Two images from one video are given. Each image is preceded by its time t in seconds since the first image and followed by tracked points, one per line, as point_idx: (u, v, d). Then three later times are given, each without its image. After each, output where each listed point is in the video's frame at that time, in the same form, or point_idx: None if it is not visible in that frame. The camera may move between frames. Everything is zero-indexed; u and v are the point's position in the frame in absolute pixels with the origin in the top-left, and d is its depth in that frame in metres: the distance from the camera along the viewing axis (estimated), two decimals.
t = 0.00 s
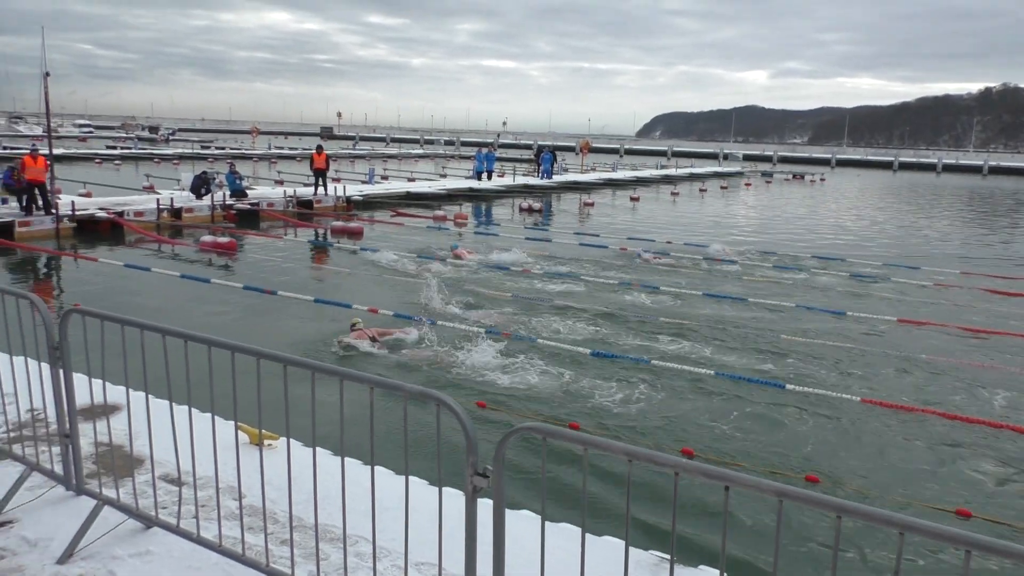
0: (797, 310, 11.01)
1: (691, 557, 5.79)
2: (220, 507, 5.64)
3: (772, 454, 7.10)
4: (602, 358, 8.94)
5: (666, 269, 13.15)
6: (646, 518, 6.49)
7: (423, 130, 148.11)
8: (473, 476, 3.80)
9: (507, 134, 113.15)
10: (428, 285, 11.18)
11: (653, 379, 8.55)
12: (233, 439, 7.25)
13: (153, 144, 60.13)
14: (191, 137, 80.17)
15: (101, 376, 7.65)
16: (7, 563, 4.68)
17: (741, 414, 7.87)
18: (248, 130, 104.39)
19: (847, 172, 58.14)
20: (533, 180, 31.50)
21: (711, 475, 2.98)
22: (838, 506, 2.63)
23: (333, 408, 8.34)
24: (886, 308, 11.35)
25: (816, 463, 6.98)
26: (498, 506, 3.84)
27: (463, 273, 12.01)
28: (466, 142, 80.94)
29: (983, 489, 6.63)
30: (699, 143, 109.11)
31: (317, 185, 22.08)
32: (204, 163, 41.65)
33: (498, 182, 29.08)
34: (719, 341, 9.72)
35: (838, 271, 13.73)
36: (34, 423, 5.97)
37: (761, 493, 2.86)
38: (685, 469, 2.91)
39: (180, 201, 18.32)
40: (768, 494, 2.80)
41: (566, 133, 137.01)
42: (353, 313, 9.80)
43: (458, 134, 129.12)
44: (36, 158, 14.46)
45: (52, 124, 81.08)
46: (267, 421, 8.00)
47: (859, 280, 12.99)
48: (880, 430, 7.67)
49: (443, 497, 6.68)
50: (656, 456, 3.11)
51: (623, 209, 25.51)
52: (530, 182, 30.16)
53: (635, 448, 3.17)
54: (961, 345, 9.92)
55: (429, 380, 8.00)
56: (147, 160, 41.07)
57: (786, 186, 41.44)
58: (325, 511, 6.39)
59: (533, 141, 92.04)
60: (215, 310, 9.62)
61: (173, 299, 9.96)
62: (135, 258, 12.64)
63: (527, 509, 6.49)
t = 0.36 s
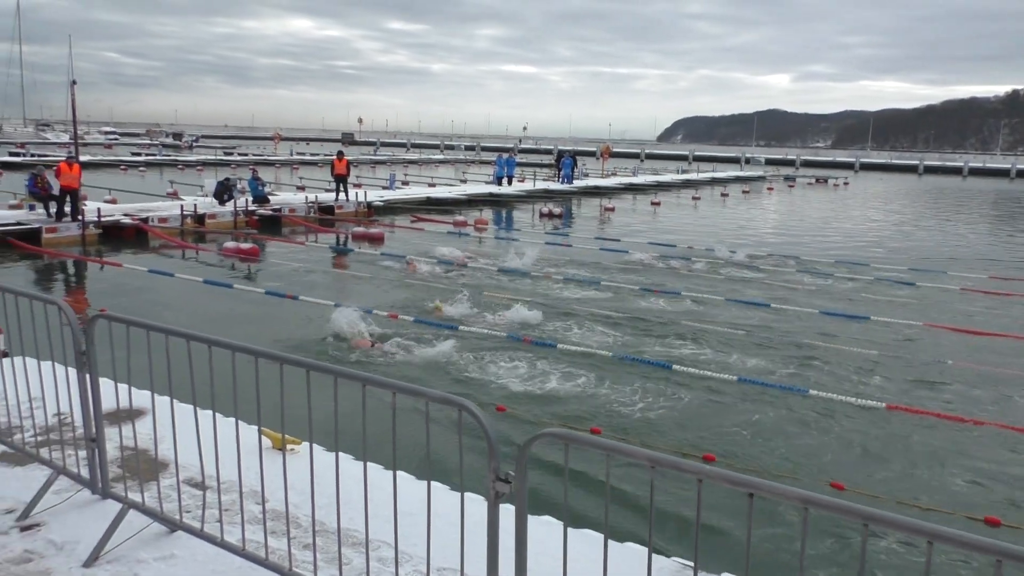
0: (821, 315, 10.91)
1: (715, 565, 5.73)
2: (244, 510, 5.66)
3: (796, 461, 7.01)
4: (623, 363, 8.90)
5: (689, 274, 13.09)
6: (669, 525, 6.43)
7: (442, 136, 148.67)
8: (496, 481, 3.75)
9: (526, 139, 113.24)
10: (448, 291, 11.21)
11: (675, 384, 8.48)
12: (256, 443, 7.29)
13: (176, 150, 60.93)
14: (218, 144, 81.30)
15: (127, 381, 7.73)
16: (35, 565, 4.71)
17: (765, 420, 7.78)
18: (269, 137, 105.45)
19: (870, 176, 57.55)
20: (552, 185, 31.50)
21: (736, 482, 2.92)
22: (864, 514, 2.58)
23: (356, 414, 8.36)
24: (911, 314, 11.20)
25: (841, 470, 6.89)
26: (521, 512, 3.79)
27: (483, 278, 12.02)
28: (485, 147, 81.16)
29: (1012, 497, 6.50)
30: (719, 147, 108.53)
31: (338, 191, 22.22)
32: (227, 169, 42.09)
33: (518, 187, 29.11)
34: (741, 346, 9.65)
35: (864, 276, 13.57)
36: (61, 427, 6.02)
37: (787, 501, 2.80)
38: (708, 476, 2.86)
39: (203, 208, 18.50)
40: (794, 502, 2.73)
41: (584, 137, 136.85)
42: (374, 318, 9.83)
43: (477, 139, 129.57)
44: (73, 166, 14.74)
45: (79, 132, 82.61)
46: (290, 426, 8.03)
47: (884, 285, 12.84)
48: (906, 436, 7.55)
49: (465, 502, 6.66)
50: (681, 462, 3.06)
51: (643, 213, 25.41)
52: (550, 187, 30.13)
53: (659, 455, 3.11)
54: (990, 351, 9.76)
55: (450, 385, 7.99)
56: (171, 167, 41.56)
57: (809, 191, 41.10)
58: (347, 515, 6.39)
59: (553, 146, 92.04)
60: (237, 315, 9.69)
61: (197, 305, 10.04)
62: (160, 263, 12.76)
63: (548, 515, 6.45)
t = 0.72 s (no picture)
0: (840, 320, 10.84)
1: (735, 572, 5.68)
2: (263, 515, 5.67)
3: (817, 467, 6.95)
4: (640, 368, 8.88)
5: (707, 279, 13.04)
6: (689, 532, 6.39)
7: (456, 140, 149.01)
8: (514, 487, 3.69)
9: (545, 144, 113.28)
10: (466, 296, 11.23)
11: (693, 390, 8.43)
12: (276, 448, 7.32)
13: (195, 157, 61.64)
14: (234, 150, 81.86)
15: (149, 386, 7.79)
16: (57, 568, 4.74)
17: (785, 426, 7.72)
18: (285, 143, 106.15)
19: (889, 179, 57.13)
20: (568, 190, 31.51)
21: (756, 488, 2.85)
22: (887, 521, 2.52)
23: (375, 420, 8.39)
24: (932, 318, 11.10)
25: (862, 477, 6.82)
26: (540, 519, 3.74)
27: (500, 283, 12.04)
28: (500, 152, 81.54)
29: None
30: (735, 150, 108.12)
31: (355, 197, 22.34)
32: (244, 175, 42.45)
33: (534, 191, 29.15)
34: (760, 351, 9.59)
35: (884, 280, 13.46)
36: (83, 431, 6.05)
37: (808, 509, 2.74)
38: (727, 482, 2.80)
39: (222, 213, 18.65)
40: (815, 509, 2.67)
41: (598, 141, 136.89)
42: (391, 323, 9.86)
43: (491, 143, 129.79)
44: (95, 173, 14.83)
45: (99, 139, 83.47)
46: (309, 432, 8.07)
47: (905, 290, 12.72)
48: (927, 443, 7.46)
49: (483, 508, 6.65)
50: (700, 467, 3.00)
51: (660, 218, 25.34)
52: (565, 191, 30.12)
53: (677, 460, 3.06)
54: (1011, 357, 9.64)
55: (468, 391, 8.00)
56: (191, 173, 41.96)
57: (828, 195, 40.84)
58: (366, 521, 6.39)
59: (569, 150, 91.98)
60: (256, 321, 9.75)
61: (216, 310, 10.11)
62: (179, 269, 12.89)
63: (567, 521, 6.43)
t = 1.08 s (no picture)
0: (853, 323, 10.79)
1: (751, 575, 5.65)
2: (277, 518, 5.68)
3: (833, 471, 6.89)
4: (654, 371, 8.86)
5: (720, 282, 13.02)
6: (704, 535, 6.35)
7: (467, 144, 149.25)
8: (528, 491, 3.63)
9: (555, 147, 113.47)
10: (478, 299, 11.25)
11: (707, 394, 8.39)
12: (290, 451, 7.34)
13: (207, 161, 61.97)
14: (246, 154, 82.45)
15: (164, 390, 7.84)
16: (74, 571, 4.77)
17: (797, 427, 7.72)
18: (298, 147, 106.61)
19: (903, 181, 56.83)
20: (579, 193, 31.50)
21: (773, 492, 2.79)
22: (907, 526, 2.46)
23: (388, 423, 8.41)
24: (948, 321, 11.03)
25: (879, 480, 6.75)
26: (554, 522, 3.70)
27: (512, 286, 12.05)
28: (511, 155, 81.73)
29: None
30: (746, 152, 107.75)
31: (366, 201, 22.43)
32: (257, 179, 42.72)
33: (546, 195, 29.14)
34: (773, 354, 9.56)
35: (899, 283, 13.39)
36: (99, 435, 6.08)
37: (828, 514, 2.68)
38: (742, 485, 2.76)
39: (235, 218, 18.74)
40: (832, 513, 2.62)
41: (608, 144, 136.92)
42: (405, 326, 9.86)
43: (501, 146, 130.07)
44: (108, 178, 14.94)
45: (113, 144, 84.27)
46: (323, 435, 8.10)
47: (920, 292, 12.64)
48: (946, 447, 7.37)
49: (497, 512, 6.63)
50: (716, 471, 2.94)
51: (672, 221, 25.27)
52: (577, 194, 30.10)
53: (693, 464, 2.99)
54: None
55: (480, 393, 7.99)
56: (204, 177, 42.19)
57: (841, 197, 40.62)
58: (379, 524, 6.37)
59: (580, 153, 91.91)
60: (270, 324, 9.79)
61: (230, 314, 10.16)
62: (193, 273, 12.95)
63: (581, 524, 6.41)
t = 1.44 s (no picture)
0: (865, 323, 10.75)
1: None
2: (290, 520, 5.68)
3: (845, 473, 6.85)
4: (664, 373, 8.84)
5: (731, 283, 12.99)
6: (716, 537, 6.33)
7: (476, 145, 149.59)
8: (540, 493, 3.61)
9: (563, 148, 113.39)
10: (488, 301, 11.27)
11: (717, 395, 8.36)
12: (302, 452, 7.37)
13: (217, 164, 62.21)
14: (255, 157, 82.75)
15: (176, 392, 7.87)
16: (88, 572, 4.80)
17: (808, 429, 7.68)
18: (307, 150, 106.94)
19: (914, 180, 56.60)
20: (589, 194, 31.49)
21: (786, 493, 2.75)
22: (921, 527, 2.45)
23: (399, 424, 8.43)
24: (961, 322, 10.97)
25: (892, 482, 6.71)
26: (565, 525, 3.68)
27: (522, 288, 12.06)
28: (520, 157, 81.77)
29: None
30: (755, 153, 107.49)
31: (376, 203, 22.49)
32: (269, 182, 42.92)
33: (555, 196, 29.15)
34: (785, 355, 9.54)
35: (911, 283, 13.33)
36: (112, 437, 6.11)
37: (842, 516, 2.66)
38: (754, 486, 2.74)
39: (245, 220, 18.81)
40: (846, 515, 2.59)
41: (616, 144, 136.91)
42: (415, 328, 9.88)
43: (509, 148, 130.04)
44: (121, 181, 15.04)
45: (123, 149, 84.68)
46: (335, 437, 8.13)
47: (933, 293, 12.58)
48: (957, 449, 7.32)
49: (508, 514, 6.63)
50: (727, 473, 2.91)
51: (682, 221, 25.23)
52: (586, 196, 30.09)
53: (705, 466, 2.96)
54: None
55: (491, 395, 8.00)
56: (214, 181, 42.31)
57: (853, 197, 40.45)
58: (391, 526, 6.38)
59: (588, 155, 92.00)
60: (281, 326, 9.82)
61: (241, 316, 10.20)
62: (205, 275, 13.02)
63: (593, 526, 6.39)
